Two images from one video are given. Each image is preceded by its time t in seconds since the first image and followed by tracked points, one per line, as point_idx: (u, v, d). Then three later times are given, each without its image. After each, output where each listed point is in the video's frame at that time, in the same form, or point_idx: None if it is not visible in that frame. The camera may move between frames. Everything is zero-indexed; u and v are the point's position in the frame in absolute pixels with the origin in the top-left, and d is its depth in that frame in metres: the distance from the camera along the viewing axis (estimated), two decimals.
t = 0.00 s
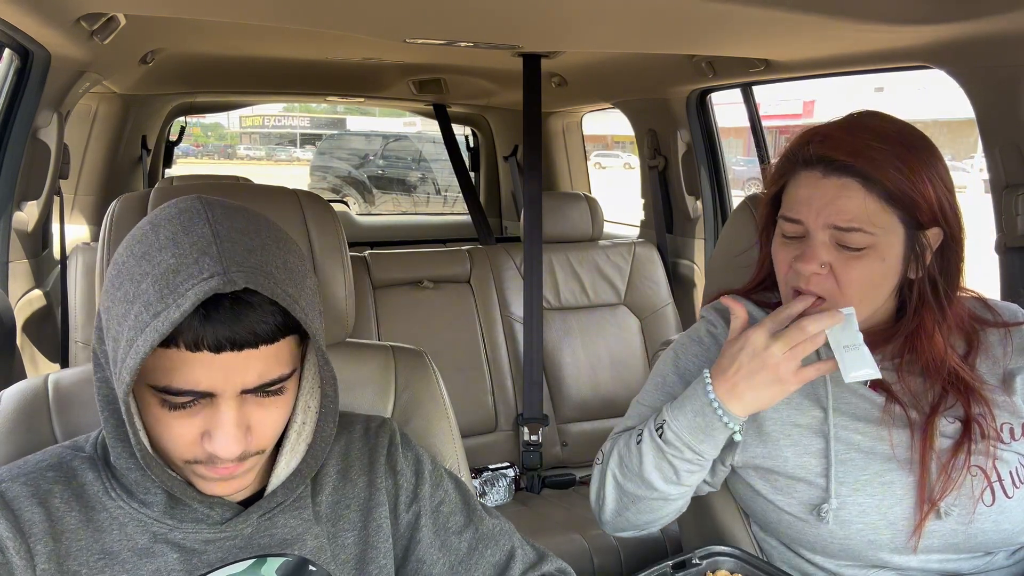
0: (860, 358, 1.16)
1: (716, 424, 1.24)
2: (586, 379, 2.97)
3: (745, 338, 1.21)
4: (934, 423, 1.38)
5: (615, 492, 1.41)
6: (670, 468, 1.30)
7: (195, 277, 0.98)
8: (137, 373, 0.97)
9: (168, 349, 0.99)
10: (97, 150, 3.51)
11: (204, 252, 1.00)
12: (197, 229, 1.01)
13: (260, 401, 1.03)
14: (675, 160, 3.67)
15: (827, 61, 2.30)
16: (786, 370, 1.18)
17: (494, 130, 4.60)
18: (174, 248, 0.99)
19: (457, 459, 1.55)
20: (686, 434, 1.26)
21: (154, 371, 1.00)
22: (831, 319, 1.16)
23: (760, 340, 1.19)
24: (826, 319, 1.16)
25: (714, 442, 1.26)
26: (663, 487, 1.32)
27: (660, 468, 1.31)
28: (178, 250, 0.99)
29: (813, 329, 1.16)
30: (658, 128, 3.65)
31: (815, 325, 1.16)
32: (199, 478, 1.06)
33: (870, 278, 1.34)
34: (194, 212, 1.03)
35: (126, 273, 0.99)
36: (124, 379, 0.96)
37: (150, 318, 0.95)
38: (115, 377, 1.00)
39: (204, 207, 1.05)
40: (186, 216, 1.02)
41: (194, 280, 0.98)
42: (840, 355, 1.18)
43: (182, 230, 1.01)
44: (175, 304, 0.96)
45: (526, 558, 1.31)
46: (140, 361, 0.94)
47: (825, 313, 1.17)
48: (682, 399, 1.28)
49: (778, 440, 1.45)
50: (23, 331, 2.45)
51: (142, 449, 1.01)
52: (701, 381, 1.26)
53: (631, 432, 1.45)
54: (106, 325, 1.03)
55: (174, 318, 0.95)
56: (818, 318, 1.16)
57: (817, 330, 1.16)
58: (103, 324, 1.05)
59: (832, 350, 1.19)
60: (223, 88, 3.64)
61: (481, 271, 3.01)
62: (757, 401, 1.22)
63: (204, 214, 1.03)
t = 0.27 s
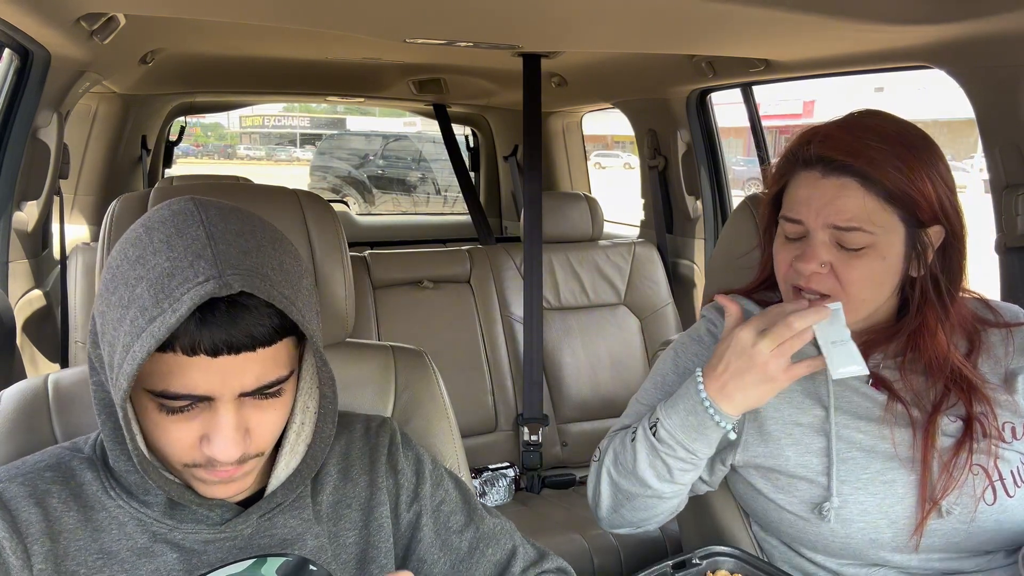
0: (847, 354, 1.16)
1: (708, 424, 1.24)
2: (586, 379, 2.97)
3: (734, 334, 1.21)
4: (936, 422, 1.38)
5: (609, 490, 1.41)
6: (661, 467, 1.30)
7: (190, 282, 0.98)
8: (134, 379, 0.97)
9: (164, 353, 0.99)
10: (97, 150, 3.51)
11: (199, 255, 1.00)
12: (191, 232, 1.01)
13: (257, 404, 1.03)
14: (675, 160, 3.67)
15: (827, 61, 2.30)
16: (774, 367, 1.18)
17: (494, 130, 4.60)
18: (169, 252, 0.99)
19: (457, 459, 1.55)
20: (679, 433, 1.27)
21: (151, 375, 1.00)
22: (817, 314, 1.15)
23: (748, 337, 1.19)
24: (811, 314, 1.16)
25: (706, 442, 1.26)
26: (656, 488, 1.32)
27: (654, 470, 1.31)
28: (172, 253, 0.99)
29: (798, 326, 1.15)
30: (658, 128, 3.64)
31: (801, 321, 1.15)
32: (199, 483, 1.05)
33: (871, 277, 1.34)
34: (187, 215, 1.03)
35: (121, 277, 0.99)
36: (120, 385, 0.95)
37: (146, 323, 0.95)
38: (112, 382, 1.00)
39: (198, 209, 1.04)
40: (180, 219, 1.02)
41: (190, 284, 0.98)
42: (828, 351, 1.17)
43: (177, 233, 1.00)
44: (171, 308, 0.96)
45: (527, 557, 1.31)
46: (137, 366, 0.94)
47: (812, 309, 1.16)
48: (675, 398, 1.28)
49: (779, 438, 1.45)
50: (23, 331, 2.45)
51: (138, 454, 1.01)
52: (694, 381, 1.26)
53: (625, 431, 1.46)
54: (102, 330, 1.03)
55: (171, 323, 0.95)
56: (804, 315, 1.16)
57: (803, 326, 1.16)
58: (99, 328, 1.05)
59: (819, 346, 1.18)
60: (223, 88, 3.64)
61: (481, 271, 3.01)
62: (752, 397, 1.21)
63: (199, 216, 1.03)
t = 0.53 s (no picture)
0: (824, 390, 1.12)
1: (689, 435, 1.23)
2: (586, 379, 2.97)
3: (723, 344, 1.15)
4: (937, 419, 1.38)
5: (596, 478, 1.43)
6: (643, 467, 1.30)
7: (183, 282, 0.98)
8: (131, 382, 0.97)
9: (160, 354, 0.99)
10: (97, 150, 3.51)
11: (192, 255, 1.00)
12: (183, 232, 1.01)
13: (255, 403, 1.03)
14: (675, 160, 3.67)
15: (827, 61, 2.30)
16: (747, 390, 1.12)
17: (494, 130, 4.60)
18: (161, 253, 0.99)
19: (457, 459, 1.55)
20: (664, 437, 1.26)
21: (148, 378, 1.00)
22: (802, 344, 1.07)
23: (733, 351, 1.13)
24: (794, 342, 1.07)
25: (688, 450, 1.25)
26: (640, 485, 1.32)
27: (638, 471, 1.31)
28: (164, 254, 0.99)
29: (776, 353, 1.09)
30: (658, 128, 3.65)
31: (782, 349, 1.08)
32: (197, 483, 1.05)
33: (863, 268, 1.34)
34: (179, 215, 1.03)
35: (113, 279, 0.99)
36: (117, 388, 0.95)
37: (141, 325, 0.95)
38: (108, 386, 1.00)
39: (190, 209, 1.05)
40: (172, 220, 1.02)
41: (182, 283, 0.98)
42: (805, 382, 1.13)
43: (168, 234, 1.01)
44: (165, 308, 0.96)
45: (528, 554, 1.30)
46: (132, 368, 0.94)
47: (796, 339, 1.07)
48: (661, 402, 1.27)
49: (780, 436, 1.45)
50: (23, 331, 2.45)
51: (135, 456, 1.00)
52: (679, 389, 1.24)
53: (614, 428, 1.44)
54: (95, 333, 1.03)
55: (165, 324, 0.95)
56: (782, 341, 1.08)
57: (785, 353, 1.08)
58: (92, 332, 1.04)
59: (800, 371, 1.13)
60: (223, 88, 3.64)
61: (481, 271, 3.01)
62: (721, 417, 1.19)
63: (190, 216, 1.03)
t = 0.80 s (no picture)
0: (844, 333, 1.16)
1: (705, 373, 1.28)
2: (586, 379, 2.97)
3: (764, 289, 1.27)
4: (937, 417, 1.39)
5: (592, 445, 1.44)
6: (648, 413, 1.34)
7: (188, 284, 0.98)
8: (139, 382, 0.97)
9: (165, 355, 0.99)
10: (97, 150, 3.51)
11: (196, 257, 1.00)
12: (187, 234, 1.01)
13: (259, 402, 1.03)
14: (675, 160, 3.67)
15: (827, 61, 2.30)
16: (767, 326, 1.22)
17: (494, 130, 4.60)
18: (165, 254, 0.99)
19: (457, 459, 1.55)
20: (677, 378, 1.30)
21: (151, 379, 1.00)
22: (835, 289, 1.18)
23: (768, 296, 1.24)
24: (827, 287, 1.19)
25: (698, 392, 1.29)
26: (644, 438, 1.35)
27: (643, 417, 1.34)
28: (169, 256, 0.99)
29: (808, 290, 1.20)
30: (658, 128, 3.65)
31: (814, 288, 1.20)
32: (201, 483, 1.05)
33: (845, 270, 1.35)
34: (182, 216, 1.03)
35: (117, 281, 0.99)
36: (122, 390, 0.95)
37: (147, 327, 0.95)
38: (110, 386, 1.00)
39: (193, 210, 1.05)
40: (175, 221, 1.02)
41: (188, 285, 0.98)
42: (828, 322, 1.18)
43: (172, 236, 1.01)
44: (171, 311, 0.96)
45: (528, 553, 1.31)
46: (139, 371, 0.94)
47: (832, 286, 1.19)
48: (680, 349, 1.33)
49: (779, 431, 1.46)
50: (23, 331, 2.45)
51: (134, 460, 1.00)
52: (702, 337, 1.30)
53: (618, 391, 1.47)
54: (97, 333, 1.02)
55: (172, 326, 0.95)
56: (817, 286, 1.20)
57: (817, 296, 1.20)
58: (92, 332, 1.04)
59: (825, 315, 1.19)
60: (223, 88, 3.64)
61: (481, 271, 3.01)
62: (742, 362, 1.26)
63: (193, 217, 1.03)
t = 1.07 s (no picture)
0: (832, 325, 1.16)
1: (698, 368, 1.28)
2: (586, 378, 2.97)
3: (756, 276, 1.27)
4: (937, 415, 1.39)
5: (588, 435, 1.47)
6: (642, 403, 1.35)
7: (197, 284, 0.98)
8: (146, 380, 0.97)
9: (173, 356, 0.99)
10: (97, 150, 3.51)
11: (205, 258, 1.00)
12: (195, 235, 1.01)
13: (264, 403, 1.03)
14: (675, 160, 3.67)
15: (827, 61, 2.30)
16: (760, 319, 1.22)
17: (494, 130, 4.60)
18: (173, 255, 0.99)
19: (457, 459, 1.55)
20: (672, 370, 1.31)
21: (157, 380, 1.00)
22: (824, 281, 1.19)
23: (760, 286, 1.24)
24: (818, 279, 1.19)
25: (693, 384, 1.29)
26: (639, 430, 1.36)
27: (640, 408, 1.35)
28: (177, 256, 0.99)
29: (798, 282, 1.20)
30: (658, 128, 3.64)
31: (804, 279, 1.20)
32: (205, 485, 1.05)
33: (843, 269, 1.35)
34: (190, 216, 1.03)
35: (124, 280, 0.99)
36: (128, 391, 0.95)
37: (155, 328, 0.95)
38: (115, 386, 0.99)
39: (200, 211, 1.05)
40: (183, 221, 1.02)
41: (197, 286, 0.97)
42: (817, 314, 1.18)
43: (180, 236, 1.00)
44: (180, 312, 0.96)
45: (529, 551, 1.31)
46: (147, 372, 0.94)
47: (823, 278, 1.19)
48: (675, 342, 1.33)
49: (780, 430, 1.46)
50: (23, 331, 2.45)
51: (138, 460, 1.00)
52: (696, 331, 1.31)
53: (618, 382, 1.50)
54: (103, 333, 1.02)
55: (181, 327, 0.95)
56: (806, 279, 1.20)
57: (807, 287, 1.20)
58: (97, 331, 1.04)
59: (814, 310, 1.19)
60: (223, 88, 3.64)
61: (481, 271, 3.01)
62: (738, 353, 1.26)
63: (201, 218, 1.03)
